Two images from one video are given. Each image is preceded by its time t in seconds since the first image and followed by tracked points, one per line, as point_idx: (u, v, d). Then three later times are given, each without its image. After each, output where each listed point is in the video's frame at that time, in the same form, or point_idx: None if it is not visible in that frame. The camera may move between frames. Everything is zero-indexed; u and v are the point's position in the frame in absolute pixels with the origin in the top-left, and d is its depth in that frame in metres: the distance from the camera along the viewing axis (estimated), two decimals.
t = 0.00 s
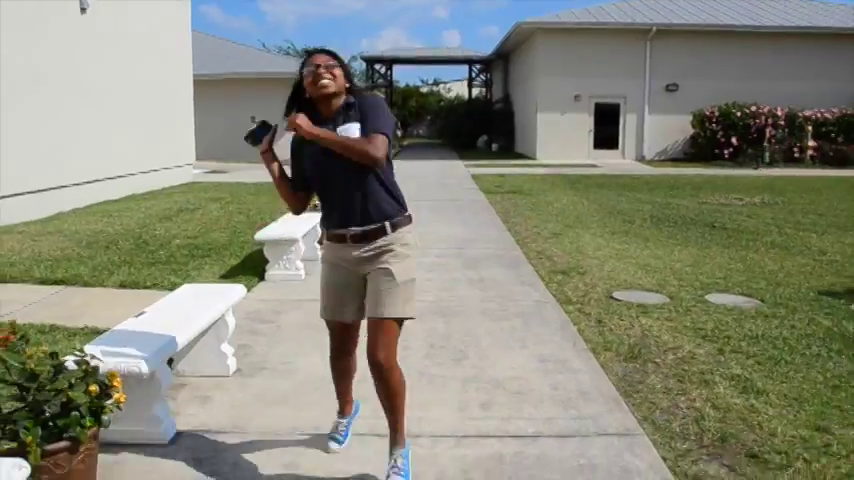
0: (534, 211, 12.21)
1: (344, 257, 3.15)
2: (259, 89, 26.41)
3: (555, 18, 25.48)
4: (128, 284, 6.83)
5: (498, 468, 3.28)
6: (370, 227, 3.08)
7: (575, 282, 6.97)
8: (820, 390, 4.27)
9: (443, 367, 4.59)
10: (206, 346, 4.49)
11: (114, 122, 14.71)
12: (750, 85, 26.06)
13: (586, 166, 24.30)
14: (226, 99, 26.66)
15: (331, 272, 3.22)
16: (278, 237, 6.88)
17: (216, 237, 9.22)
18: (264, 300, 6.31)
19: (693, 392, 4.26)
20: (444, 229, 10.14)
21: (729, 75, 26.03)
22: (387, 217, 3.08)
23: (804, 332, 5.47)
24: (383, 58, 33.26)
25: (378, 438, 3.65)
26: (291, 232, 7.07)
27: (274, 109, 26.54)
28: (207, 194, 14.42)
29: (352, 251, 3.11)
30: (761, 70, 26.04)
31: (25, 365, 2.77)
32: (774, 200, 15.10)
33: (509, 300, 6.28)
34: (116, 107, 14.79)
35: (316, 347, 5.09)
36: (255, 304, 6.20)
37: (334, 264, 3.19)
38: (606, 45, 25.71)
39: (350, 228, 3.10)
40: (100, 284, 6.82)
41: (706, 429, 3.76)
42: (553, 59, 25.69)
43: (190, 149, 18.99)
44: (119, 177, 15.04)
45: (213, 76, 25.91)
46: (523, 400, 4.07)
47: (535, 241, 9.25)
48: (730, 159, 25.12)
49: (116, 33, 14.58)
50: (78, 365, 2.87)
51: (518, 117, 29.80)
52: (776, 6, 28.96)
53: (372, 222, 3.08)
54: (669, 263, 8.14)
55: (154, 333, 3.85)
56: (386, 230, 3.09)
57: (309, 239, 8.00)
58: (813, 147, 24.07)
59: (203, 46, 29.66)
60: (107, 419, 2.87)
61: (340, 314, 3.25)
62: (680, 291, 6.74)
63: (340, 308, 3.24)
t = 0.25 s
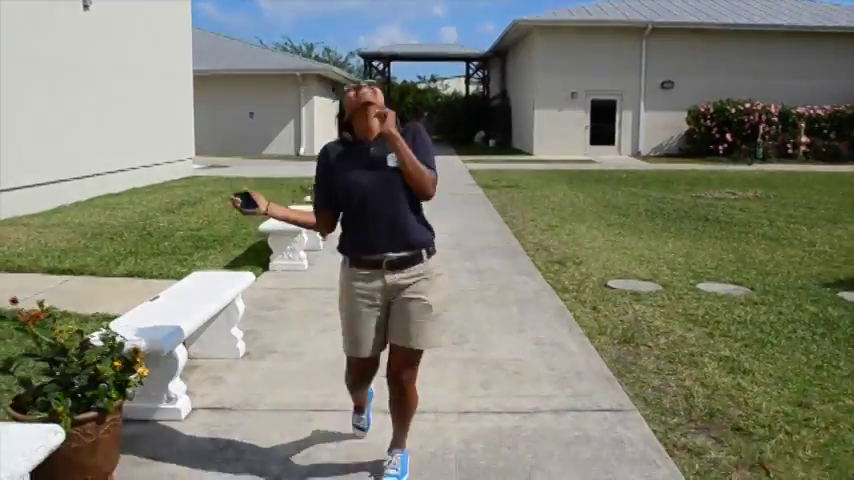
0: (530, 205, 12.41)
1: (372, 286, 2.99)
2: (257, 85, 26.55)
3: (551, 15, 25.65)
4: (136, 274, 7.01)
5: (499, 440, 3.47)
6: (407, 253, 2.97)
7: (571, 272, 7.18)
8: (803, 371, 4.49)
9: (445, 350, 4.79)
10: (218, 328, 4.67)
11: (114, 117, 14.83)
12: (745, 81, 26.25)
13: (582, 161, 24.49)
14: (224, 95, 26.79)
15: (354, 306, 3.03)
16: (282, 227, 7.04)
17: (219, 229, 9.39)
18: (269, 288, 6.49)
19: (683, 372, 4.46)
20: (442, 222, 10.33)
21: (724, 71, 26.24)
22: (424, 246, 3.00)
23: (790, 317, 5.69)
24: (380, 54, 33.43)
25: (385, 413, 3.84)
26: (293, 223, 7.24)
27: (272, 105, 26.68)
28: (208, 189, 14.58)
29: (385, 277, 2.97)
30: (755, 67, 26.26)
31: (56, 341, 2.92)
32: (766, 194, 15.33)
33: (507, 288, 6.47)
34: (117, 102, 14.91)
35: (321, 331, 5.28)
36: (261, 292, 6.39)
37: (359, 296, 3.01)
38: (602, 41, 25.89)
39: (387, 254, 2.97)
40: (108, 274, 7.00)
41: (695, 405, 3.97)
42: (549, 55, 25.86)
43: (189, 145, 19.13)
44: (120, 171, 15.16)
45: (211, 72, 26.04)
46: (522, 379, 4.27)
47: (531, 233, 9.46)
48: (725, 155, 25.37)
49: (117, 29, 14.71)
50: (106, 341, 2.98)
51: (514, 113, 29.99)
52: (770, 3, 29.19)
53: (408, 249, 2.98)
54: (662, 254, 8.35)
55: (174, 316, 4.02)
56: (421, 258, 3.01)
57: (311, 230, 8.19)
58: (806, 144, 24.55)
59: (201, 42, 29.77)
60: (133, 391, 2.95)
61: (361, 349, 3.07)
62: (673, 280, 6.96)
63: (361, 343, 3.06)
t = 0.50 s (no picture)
0: (526, 199, 12.62)
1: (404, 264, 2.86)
2: (254, 78, 26.68)
3: (547, 10, 25.82)
4: (143, 265, 7.21)
5: (497, 418, 3.69)
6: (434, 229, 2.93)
7: (566, 263, 7.39)
8: (787, 357, 4.71)
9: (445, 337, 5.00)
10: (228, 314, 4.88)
11: (114, 110, 14.97)
12: (739, 77, 26.46)
13: (577, 156, 24.71)
14: (222, 89, 26.93)
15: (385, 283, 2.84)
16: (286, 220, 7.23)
17: (222, 222, 9.59)
18: (273, 278, 6.70)
19: (672, 357, 4.67)
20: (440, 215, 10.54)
21: (719, 66, 26.45)
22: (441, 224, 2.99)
23: (777, 307, 5.91)
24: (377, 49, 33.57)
25: (389, 395, 4.05)
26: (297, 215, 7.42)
27: (269, 98, 26.83)
28: (208, 182, 14.75)
29: (419, 252, 2.87)
30: (749, 62, 26.47)
31: (83, 320, 3.12)
32: (758, 189, 15.55)
33: (504, 279, 6.68)
34: (117, 96, 15.06)
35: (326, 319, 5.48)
36: (266, 282, 6.59)
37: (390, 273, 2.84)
38: (597, 36, 26.07)
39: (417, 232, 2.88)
40: (116, 265, 7.20)
41: (682, 388, 4.18)
42: (545, 50, 26.04)
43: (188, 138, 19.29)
44: (120, 165, 15.31)
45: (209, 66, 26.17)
46: (518, 363, 4.48)
47: (528, 225, 9.67)
48: (719, 149, 25.60)
49: (117, 23, 14.84)
50: (129, 322, 3.20)
51: (510, 108, 30.18)
52: None
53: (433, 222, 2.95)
54: (655, 246, 8.56)
55: (192, 301, 4.23)
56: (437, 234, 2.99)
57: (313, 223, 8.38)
58: (799, 138, 24.63)
59: (198, 36, 29.89)
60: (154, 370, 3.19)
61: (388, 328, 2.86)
62: (665, 271, 7.17)
63: (388, 322, 2.85)
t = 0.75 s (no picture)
0: (522, 193, 12.78)
1: (393, 256, 2.84)
2: (252, 74, 26.79)
3: (544, 6, 25.94)
4: (146, 257, 7.37)
5: (491, 401, 3.86)
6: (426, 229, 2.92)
7: (560, 255, 7.55)
8: (771, 344, 4.89)
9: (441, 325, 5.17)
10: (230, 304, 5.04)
11: (114, 105, 15.08)
12: (735, 72, 26.62)
13: (574, 151, 24.87)
14: (220, 85, 27.03)
15: (373, 269, 2.78)
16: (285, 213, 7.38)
17: (222, 215, 9.74)
18: (274, 270, 6.85)
19: (660, 344, 4.84)
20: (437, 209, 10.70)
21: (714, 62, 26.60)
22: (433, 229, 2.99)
23: (763, 297, 6.10)
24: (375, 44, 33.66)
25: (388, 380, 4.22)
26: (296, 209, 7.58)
27: (267, 94, 26.94)
28: (207, 177, 14.89)
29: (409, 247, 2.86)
30: (745, 58, 26.62)
31: (97, 305, 3.29)
32: (752, 184, 15.72)
33: (499, 270, 6.84)
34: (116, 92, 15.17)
35: (325, 309, 5.64)
36: (266, 273, 6.74)
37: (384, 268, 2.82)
38: (594, 32, 26.22)
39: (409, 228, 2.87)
40: (120, 257, 7.35)
41: (669, 372, 4.35)
42: (542, 46, 26.16)
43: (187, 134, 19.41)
44: (119, 160, 15.43)
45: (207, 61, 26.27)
46: (512, 349, 4.65)
47: (523, 219, 9.83)
48: (714, 145, 25.77)
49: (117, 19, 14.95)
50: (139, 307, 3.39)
51: (507, 103, 30.32)
52: None
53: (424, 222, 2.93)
54: (648, 239, 8.73)
55: (198, 289, 4.39)
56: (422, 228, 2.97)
57: (312, 216, 8.53)
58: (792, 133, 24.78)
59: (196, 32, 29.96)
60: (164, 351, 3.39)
61: (379, 317, 2.74)
62: (656, 263, 7.34)
63: (378, 311, 2.74)
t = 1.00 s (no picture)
0: (517, 188, 12.97)
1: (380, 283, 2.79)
2: (250, 70, 26.95)
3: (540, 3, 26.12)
4: (149, 250, 7.56)
5: (483, 382, 4.06)
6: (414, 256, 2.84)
7: (553, 248, 7.76)
8: (753, 331, 5.10)
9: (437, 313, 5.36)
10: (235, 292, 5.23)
11: (112, 101, 15.22)
12: (730, 69, 26.83)
13: (570, 148, 25.08)
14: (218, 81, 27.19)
15: (358, 296, 2.74)
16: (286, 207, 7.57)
17: (222, 210, 9.93)
18: (274, 262, 7.04)
19: (646, 331, 5.05)
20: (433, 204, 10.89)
21: (710, 59, 26.80)
22: (426, 259, 2.90)
23: (749, 287, 6.30)
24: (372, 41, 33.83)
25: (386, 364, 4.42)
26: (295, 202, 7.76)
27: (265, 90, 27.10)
28: (206, 173, 15.07)
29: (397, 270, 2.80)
30: (740, 55, 26.82)
31: (111, 289, 3.48)
32: (746, 180, 15.93)
33: (493, 263, 7.04)
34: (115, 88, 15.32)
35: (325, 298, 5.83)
36: (267, 265, 6.93)
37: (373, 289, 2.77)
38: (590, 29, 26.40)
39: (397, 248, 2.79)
40: (124, 250, 7.54)
41: (654, 357, 4.55)
42: (538, 43, 26.34)
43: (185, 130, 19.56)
44: (118, 155, 15.58)
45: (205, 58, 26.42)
46: (504, 335, 4.86)
47: (518, 214, 10.03)
48: (710, 142, 25.96)
49: (115, 15, 15.10)
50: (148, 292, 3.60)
51: (504, 100, 30.51)
52: None
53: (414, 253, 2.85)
54: (639, 233, 8.94)
55: (203, 278, 4.56)
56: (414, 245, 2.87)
57: (311, 210, 8.73)
58: (790, 131, 25.00)
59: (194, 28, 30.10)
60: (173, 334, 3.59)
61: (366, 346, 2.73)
62: (647, 256, 7.55)
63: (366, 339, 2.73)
